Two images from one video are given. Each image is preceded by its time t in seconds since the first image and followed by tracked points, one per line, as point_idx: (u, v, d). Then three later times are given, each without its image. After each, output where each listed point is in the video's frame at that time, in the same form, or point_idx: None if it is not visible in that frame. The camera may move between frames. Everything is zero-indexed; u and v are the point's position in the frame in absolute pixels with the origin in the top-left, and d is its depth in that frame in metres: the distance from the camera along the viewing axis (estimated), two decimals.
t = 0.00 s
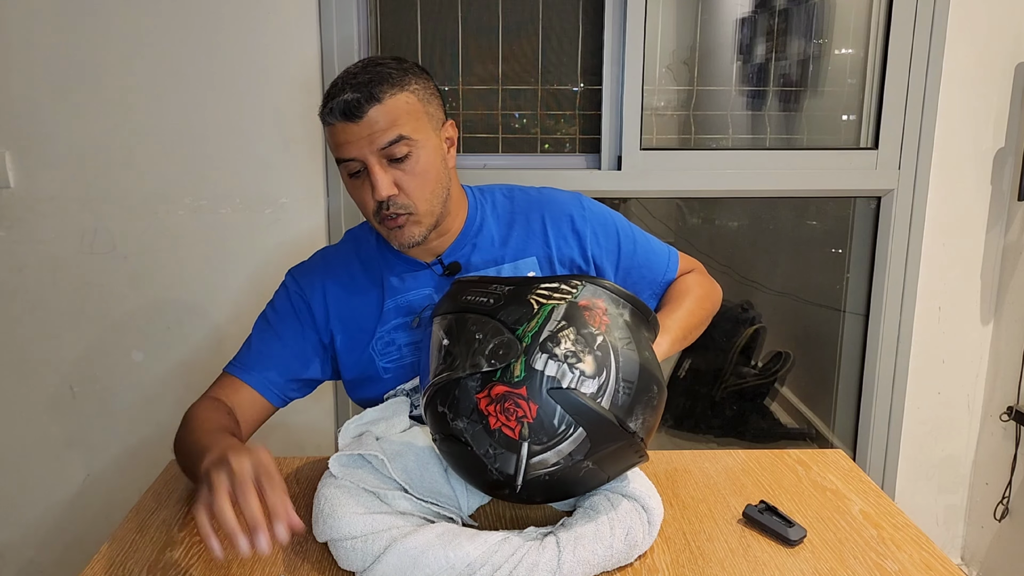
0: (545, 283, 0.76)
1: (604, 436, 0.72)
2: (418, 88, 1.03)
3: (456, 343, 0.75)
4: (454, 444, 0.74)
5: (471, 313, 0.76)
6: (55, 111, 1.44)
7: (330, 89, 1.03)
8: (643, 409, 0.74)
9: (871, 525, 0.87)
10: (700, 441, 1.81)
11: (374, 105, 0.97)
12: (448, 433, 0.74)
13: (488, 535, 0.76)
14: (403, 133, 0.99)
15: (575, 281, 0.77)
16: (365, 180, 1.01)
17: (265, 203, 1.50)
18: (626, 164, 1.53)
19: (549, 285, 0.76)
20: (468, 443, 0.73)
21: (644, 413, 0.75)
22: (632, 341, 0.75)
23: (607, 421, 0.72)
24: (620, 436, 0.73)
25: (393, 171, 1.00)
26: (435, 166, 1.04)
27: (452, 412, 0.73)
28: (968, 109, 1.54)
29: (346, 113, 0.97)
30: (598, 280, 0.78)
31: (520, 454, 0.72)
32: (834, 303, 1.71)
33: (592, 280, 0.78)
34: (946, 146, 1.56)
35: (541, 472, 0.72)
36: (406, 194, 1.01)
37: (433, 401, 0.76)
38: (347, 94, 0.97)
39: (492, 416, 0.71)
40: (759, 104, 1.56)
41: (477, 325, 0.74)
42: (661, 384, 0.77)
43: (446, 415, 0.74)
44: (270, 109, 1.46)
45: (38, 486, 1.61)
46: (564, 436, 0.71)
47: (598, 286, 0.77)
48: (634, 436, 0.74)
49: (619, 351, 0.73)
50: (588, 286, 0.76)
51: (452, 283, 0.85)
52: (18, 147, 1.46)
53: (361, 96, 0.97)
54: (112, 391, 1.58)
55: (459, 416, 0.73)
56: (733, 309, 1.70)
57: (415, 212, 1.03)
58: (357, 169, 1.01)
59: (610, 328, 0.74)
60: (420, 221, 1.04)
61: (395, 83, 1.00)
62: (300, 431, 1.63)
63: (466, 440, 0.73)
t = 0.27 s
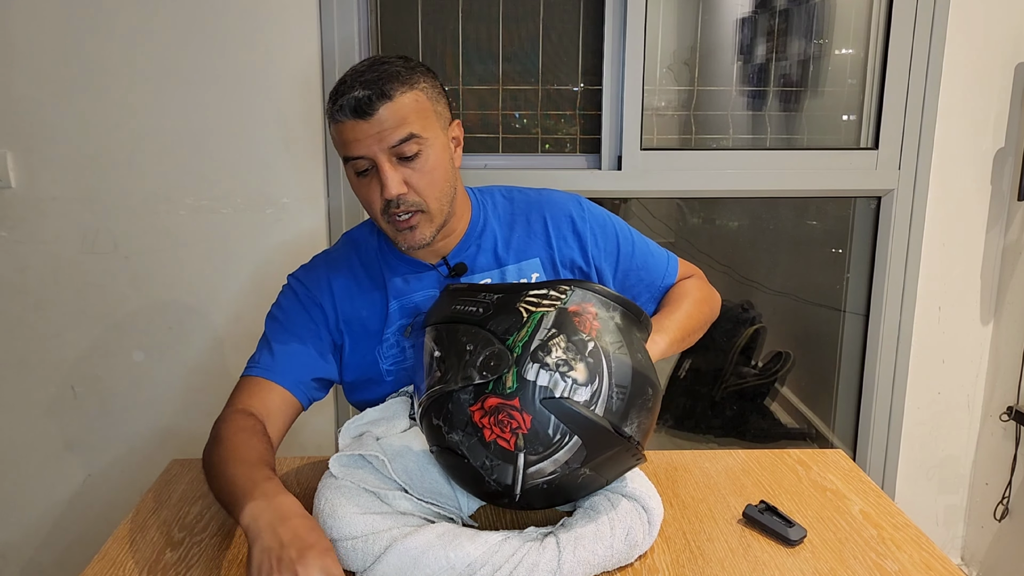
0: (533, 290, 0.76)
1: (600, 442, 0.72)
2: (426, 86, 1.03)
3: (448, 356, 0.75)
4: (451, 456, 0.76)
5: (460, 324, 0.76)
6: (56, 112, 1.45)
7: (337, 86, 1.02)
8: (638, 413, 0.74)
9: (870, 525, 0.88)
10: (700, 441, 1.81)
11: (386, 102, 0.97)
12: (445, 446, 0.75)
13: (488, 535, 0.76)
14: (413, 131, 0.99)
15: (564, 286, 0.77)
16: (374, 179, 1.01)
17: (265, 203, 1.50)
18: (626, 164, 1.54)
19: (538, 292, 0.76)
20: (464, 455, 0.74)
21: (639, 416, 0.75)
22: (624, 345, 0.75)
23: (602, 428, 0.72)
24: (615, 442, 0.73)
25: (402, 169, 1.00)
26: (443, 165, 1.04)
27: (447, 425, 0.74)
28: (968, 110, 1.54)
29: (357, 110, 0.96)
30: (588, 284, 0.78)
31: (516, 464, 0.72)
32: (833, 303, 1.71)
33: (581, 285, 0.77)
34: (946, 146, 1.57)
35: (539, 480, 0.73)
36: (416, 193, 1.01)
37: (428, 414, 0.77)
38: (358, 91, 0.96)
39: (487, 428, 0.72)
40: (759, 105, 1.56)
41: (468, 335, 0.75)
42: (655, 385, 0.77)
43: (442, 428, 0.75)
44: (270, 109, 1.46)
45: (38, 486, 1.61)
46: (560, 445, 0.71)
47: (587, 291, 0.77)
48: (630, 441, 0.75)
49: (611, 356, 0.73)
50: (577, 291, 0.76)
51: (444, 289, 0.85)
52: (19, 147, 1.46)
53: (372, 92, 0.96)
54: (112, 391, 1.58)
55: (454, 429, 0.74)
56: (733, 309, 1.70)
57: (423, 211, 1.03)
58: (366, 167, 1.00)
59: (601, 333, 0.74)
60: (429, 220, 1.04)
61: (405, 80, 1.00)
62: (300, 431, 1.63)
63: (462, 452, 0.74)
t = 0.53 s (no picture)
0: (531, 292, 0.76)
1: (599, 445, 0.72)
2: (437, 87, 1.03)
3: (446, 357, 0.75)
4: (449, 458, 0.75)
5: (458, 327, 0.76)
6: (56, 112, 1.45)
7: (349, 85, 1.02)
8: (637, 413, 0.74)
9: (870, 525, 0.88)
10: (700, 441, 1.81)
11: (397, 102, 0.97)
12: (443, 448, 0.75)
13: (488, 535, 0.76)
14: (424, 131, 0.98)
15: (562, 288, 0.77)
16: (384, 178, 1.00)
17: (265, 203, 1.50)
18: (626, 164, 1.54)
19: (536, 293, 0.76)
20: (462, 457, 0.74)
21: (638, 417, 0.75)
22: (622, 346, 0.75)
23: (601, 429, 0.72)
24: (614, 444, 0.73)
25: (413, 170, 1.00)
26: (453, 166, 1.04)
27: (445, 427, 0.74)
28: (968, 110, 1.54)
29: (368, 109, 0.96)
30: (586, 286, 0.78)
31: (514, 466, 0.72)
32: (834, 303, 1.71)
33: (579, 286, 0.77)
34: (946, 146, 1.57)
35: (538, 482, 0.73)
36: (426, 194, 1.01)
37: (426, 416, 0.77)
38: (369, 90, 0.96)
39: (484, 431, 0.72)
40: (759, 105, 1.56)
41: (466, 338, 0.75)
42: (654, 386, 0.77)
43: (440, 430, 0.75)
44: (270, 109, 1.46)
45: (38, 486, 1.61)
46: (558, 447, 0.71)
47: (585, 292, 0.77)
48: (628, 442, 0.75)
49: (609, 359, 0.73)
50: (575, 293, 0.76)
51: (444, 291, 0.86)
52: (19, 147, 1.46)
53: (384, 92, 0.96)
54: (112, 391, 1.58)
55: (453, 431, 0.74)
56: (734, 309, 1.70)
57: (433, 211, 1.03)
58: (376, 167, 1.00)
59: (599, 335, 0.74)
60: (438, 221, 1.04)
61: (416, 81, 1.00)
62: (300, 431, 1.63)
63: (461, 454, 0.74)
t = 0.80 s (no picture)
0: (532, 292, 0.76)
1: (599, 444, 0.72)
2: (439, 89, 1.03)
3: (446, 356, 0.75)
4: (450, 457, 0.75)
5: (459, 325, 0.76)
6: (55, 112, 1.44)
7: (349, 86, 1.01)
8: (636, 413, 0.74)
9: (870, 525, 0.87)
10: (699, 441, 1.81)
11: (398, 105, 0.96)
12: (443, 446, 0.75)
13: (488, 535, 0.76)
14: (425, 134, 0.98)
15: (563, 287, 0.77)
16: (384, 181, 1.00)
17: (265, 203, 1.50)
18: (626, 164, 1.54)
19: (537, 292, 0.76)
20: (462, 455, 0.74)
21: (637, 417, 0.74)
22: (623, 346, 0.75)
23: (600, 429, 0.71)
24: (613, 444, 0.73)
25: (413, 172, 1.00)
26: (454, 169, 1.04)
27: (445, 425, 0.75)
28: (968, 110, 1.54)
29: (369, 112, 0.96)
30: (587, 285, 0.78)
31: (514, 465, 0.72)
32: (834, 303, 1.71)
33: (580, 286, 0.77)
34: (946, 146, 1.57)
35: (537, 481, 0.73)
36: (427, 197, 1.01)
37: (427, 414, 0.77)
38: (371, 93, 0.96)
39: (485, 429, 0.72)
40: (759, 105, 1.56)
41: (467, 336, 0.75)
42: (654, 386, 0.77)
43: (440, 428, 0.75)
44: (270, 109, 1.46)
45: (38, 486, 1.61)
46: (558, 445, 0.71)
47: (586, 292, 0.77)
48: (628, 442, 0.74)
49: (609, 358, 0.73)
50: (576, 292, 0.76)
51: (444, 290, 0.86)
52: (18, 147, 1.46)
53: (386, 95, 0.96)
54: (112, 391, 1.58)
55: (453, 429, 0.74)
56: (734, 309, 1.70)
57: (433, 214, 1.02)
58: (377, 170, 1.00)
59: (599, 334, 0.74)
60: (439, 224, 1.04)
61: (418, 83, 1.00)
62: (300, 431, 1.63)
63: (461, 453, 0.74)
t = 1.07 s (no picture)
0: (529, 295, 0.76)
1: (597, 447, 0.72)
2: (437, 90, 1.03)
3: (444, 361, 0.75)
4: (448, 460, 0.75)
5: (456, 330, 0.76)
6: (56, 112, 1.44)
7: (347, 87, 1.01)
8: (634, 416, 0.74)
9: (870, 525, 0.87)
10: (699, 441, 1.81)
11: (396, 106, 0.96)
12: (442, 450, 0.76)
13: (488, 535, 0.76)
14: (423, 135, 0.98)
15: (559, 290, 0.76)
16: (382, 182, 1.00)
17: (265, 203, 1.50)
18: (626, 164, 1.54)
19: (533, 295, 0.76)
20: (461, 460, 0.74)
21: (635, 419, 0.74)
22: (619, 349, 0.74)
23: (597, 433, 0.71)
24: (611, 446, 0.73)
25: (411, 173, 1.00)
26: (452, 170, 1.04)
27: (443, 430, 0.75)
28: (968, 110, 1.54)
29: (367, 113, 0.96)
30: (583, 287, 0.78)
31: (513, 469, 0.72)
32: (834, 303, 1.71)
33: (576, 288, 0.77)
34: (946, 146, 1.57)
35: (536, 485, 0.73)
36: (425, 198, 1.01)
37: (426, 418, 0.77)
38: (369, 94, 0.96)
39: (483, 434, 0.72)
40: (759, 105, 1.56)
41: (464, 341, 0.75)
42: (652, 386, 0.77)
43: (438, 433, 0.75)
44: (270, 110, 1.46)
45: (38, 486, 1.61)
46: (556, 449, 0.71)
47: (583, 293, 0.76)
48: (626, 444, 0.74)
49: (606, 360, 0.73)
50: (572, 294, 0.76)
51: (442, 293, 0.86)
52: (18, 147, 1.46)
53: (384, 96, 0.96)
54: (112, 391, 1.58)
55: (451, 434, 0.74)
56: (733, 309, 1.70)
57: (431, 215, 1.03)
58: (375, 171, 1.00)
59: (595, 337, 0.73)
60: (437, 225, 1.04)
61: (416, 84, 1.00)
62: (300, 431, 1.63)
63: (460, 457, 0.74)
